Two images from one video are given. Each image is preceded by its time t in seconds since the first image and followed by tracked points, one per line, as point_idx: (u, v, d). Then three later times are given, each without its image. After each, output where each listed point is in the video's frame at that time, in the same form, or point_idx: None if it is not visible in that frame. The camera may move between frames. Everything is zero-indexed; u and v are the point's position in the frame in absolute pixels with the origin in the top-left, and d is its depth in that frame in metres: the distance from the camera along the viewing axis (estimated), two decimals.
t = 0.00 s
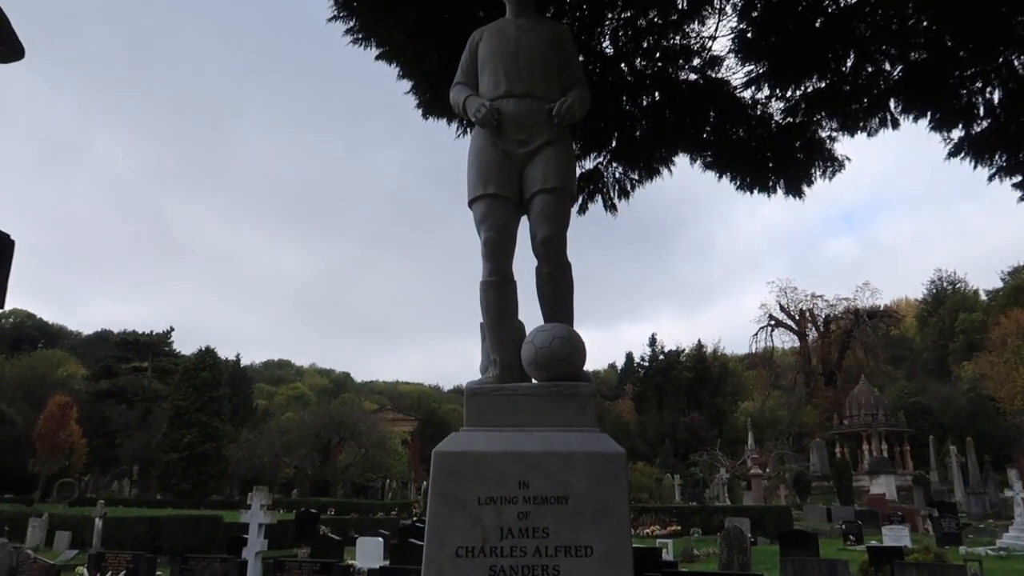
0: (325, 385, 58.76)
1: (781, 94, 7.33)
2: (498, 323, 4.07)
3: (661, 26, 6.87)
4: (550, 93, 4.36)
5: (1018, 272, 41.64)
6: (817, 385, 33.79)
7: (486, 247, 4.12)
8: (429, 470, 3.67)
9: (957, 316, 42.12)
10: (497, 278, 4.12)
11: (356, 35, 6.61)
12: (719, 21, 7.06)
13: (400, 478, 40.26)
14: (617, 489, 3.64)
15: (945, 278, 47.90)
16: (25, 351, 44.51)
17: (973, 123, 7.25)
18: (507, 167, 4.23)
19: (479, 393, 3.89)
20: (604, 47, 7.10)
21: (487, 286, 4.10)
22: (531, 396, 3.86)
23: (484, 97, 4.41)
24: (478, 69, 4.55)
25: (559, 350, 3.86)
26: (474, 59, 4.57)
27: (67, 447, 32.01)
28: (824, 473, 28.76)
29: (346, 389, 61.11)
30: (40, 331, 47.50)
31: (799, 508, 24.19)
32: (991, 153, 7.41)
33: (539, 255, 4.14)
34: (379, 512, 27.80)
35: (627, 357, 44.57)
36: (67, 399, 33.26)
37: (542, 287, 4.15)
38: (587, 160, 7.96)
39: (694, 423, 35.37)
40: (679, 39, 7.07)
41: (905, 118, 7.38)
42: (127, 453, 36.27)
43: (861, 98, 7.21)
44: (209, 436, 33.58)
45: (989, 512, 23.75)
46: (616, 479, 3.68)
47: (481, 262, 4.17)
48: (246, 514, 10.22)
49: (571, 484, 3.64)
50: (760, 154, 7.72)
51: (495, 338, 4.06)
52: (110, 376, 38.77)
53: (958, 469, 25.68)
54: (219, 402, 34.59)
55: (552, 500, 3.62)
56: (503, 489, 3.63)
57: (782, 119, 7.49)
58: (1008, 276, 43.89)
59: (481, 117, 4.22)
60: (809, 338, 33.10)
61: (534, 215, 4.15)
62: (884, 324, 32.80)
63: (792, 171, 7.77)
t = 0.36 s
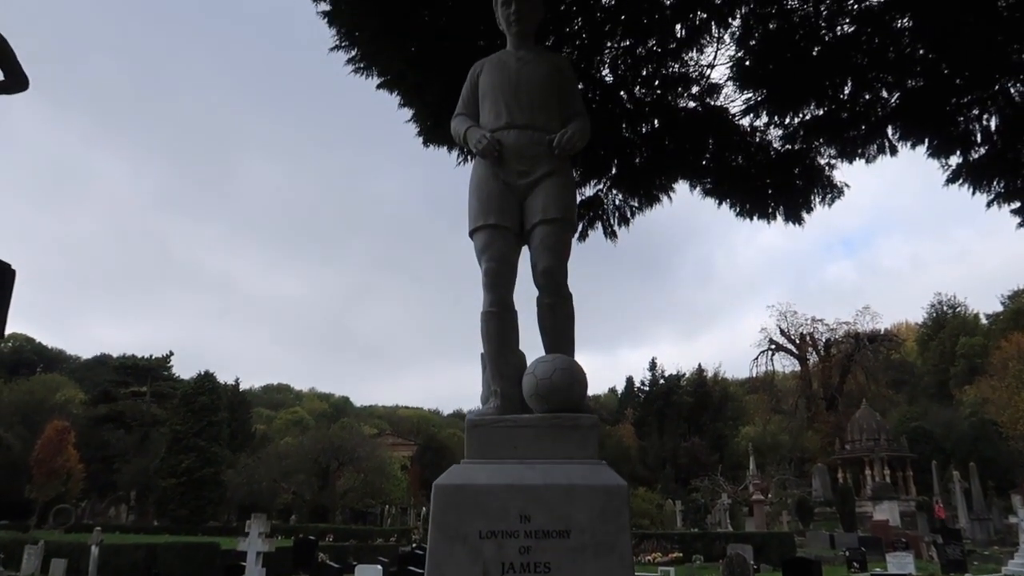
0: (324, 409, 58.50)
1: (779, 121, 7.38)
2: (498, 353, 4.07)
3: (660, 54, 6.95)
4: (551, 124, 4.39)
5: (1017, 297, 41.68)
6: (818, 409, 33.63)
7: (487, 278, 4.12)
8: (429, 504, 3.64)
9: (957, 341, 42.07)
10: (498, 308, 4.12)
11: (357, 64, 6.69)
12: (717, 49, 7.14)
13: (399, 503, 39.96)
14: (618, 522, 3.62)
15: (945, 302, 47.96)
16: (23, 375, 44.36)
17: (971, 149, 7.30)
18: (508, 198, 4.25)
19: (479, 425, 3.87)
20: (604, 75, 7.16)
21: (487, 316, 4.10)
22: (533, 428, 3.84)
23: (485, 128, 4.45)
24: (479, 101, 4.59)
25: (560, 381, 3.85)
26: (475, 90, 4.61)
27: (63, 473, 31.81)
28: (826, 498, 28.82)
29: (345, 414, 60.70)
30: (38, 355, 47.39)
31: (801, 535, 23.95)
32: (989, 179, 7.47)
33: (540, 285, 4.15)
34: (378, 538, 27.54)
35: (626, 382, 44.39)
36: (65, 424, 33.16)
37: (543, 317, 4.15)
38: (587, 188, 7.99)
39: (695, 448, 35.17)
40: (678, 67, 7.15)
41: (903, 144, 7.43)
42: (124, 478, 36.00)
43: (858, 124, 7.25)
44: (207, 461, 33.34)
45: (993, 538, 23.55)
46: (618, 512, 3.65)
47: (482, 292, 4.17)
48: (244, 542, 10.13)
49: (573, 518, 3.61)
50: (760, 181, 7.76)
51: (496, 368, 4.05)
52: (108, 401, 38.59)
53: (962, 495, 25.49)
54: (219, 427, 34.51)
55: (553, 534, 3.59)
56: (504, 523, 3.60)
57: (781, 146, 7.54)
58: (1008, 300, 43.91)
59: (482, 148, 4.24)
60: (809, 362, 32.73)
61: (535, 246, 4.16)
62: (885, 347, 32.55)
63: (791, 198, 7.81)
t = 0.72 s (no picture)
0: (322, 431, 58.20)
1: (776, 145, 7.44)
2: (497, 380, 4.06)
3: (658, 79, 7.02)
4: (551, 151, 4.41)
5: (1016, 319, 41.72)
6: (818, 433, 32.55)
7: (488, 305, 4.13)
8: (429, 536, 3.61)
9: (957, 363, 42.03)
10: (496, 336, 4.12)
11: (357, 90, 6.75)
12: (715, 74, 7.21)
13: (398, 527, 39.70)
14: (618, 553, 3.59)
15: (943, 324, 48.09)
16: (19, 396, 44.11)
17: (967, 174, 7.35)
18: (507, 226, 4.26)
19: (479, 454, 3.85)
20: (602, 100, 7.20)
21: (487, 343, 4.10)
22: (533, 457, 3.82)
23: (484, 155, 4.48)
24: (479, 129, 4.61)
25: (560, 411, 3.84)
26: (476, 119, 4.64)
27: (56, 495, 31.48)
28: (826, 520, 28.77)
29: (342, 435, 60.20)
30: (35, 377, 47.19)
31: (802, 559, 23.73)
32: (986, 204, 7.51)
33: (540, 313, 4.16)
34: (374, 562, 27.28)
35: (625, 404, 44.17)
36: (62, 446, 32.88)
37: (543, 344, 4.16)
38: (586, 212, 8.02)
39: (694, 471, 35.00)
40: (675, 92, 7.23)
41: (900, 169, 7.47)
42: (119, 500, 35.66)
43: (855, 149, 7.29)
44: (203, 484, 33.09)
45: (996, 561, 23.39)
46: (618, 544, 3.62)
47: (482, 320, 4.18)
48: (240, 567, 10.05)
49: (572, 551, 3.58)
50: (758, 205, 7.80)
51: (496, 396, 4.05)
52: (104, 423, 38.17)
53: (963, 519, 25.34)
54: (214, 449, 34.27)
55: (553, 566, 3.56)
56: (503, 554, 3.57)
57: (779, 170, 7.59)
58: (1007, 322, 43.91)
59: (482, 176, 4.26)
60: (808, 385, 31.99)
61: (535, 274, 4.17)
62: (883, 371, 31.93)
63: (788, 223, 7.85)
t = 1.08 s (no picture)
0: (317, 456, 57.69)
1: (772, 172, 7.48)
2: (495, 412, 4.05)
3: (654, 107, 7.07)
4: (547, 181, 4.44)
5: (1014, 343, 41.74)
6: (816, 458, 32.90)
7: (485, 336, 4.12)
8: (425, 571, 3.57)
9: (955, 387, 41.95)
10: (494, 367, 4.10)
11: (355, 119, 6.80)
12: (710, 102, 7.27)
13: (394, 555, 39.22)
14: None
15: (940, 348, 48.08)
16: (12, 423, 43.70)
17: (962, 201, 7.41)
18: (504, 256, 4.27)
19: (477, 488, 3.83)
20: (599, 128, 7.24)
21: (484, 375, 4.08)
22: (530, 490, 3.80)
23: (482, 186, 4.51)
24: (477, 159, 4.65)
25: (558, 443, 3.81)
26: (473, 149, 4.68)
27: (50, 524, 31.47)
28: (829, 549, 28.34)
29: (337, 462, 59.58)
30: (29, 403, 46.81)
31: None
32: (981, 231, 7.57)
33: (538, 344, 4.16)
34: None
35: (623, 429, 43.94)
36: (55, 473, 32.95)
37: (540, 375, 4.15)
38: (583, 240, 8.05)
39: (693, 497, 34.71)
40: (672, 120, 7.28)
41: (895, 196, 7.54)
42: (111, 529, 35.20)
43: (850, 176, 7.34)
44: (197, 512, 32.69)
45: None
46: None
47: (480, 351, 4.17)
48: None
49: None
50: (755, 231, 7.86)
51: (493, 428, 4.03)
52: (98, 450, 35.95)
53: (965, 546, 25.09)
54: (210, 475, 34.07)
55: None
56: None
57: (775, 198, 7.66)
58: (1004, 346, 43.92)
59: (479, 207, 4.28)
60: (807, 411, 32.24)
61: (532, 304, 4.17)
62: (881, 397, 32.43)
63: (784, 249, 7.90)
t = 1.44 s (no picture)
0: (309, 478, 57.14)
1: (763, 196, 7.55)
2: (488, 440, 4.04)
3: (647, 131, 7.12)
4: (541, 207, 4.45)
5: (1006, 365, 41.95)
6: (810, 480, 32.64)
7: (478, 362, 4.12)
8: None
9: (949, 409, 42.05)
10: (488, 394, 4.10)
11: (349, 142, 6.82)
12: (702, 127, 7.34)
13: None
14: None
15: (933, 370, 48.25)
16: None
17: (953, 225, 7.48)
18: (498, 282, 4.28)
19: (470, 516, 3.82)
20: (592, 152, 7.28)
21: (477, 402, 4.08)
22: (523, 517, 3.78)
23: (476, 212, 4.51)
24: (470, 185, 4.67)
25: (551, 470, 3.79)
26: (468, 174, 4.70)
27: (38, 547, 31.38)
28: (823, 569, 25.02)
29: (329, 484, 58.95)
30: (17, 425, 46.30)
31: None
32: (971, 254, 7.65)
33: (532, 371, 4.16)
34: None
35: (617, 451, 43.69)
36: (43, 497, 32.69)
37: (534, 402, 4.16)
38: (577, 263, 8.07)
39: (687, 520, 34.44)
40: (664, 144, 7.34)
41: (886, 220, 7.61)
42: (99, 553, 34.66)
43: (842, 200, 7.41)
44: (187, 535, 32.27)
45: None
46: None
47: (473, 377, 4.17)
48: None
49: None
50: (748, 255, 7.92)
51: (486, 455, 4.02)
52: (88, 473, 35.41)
53: (962, 569, 24.92)
54: (201, 499, 34.35)
55: None
56: None
57: (767, 221, 7.72)
58: (996, 367, 44.11)
59: (473, 233, 4.30)
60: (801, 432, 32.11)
61: (526, 330, 4.18)
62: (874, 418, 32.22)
63: (777, 272, 7.95)
